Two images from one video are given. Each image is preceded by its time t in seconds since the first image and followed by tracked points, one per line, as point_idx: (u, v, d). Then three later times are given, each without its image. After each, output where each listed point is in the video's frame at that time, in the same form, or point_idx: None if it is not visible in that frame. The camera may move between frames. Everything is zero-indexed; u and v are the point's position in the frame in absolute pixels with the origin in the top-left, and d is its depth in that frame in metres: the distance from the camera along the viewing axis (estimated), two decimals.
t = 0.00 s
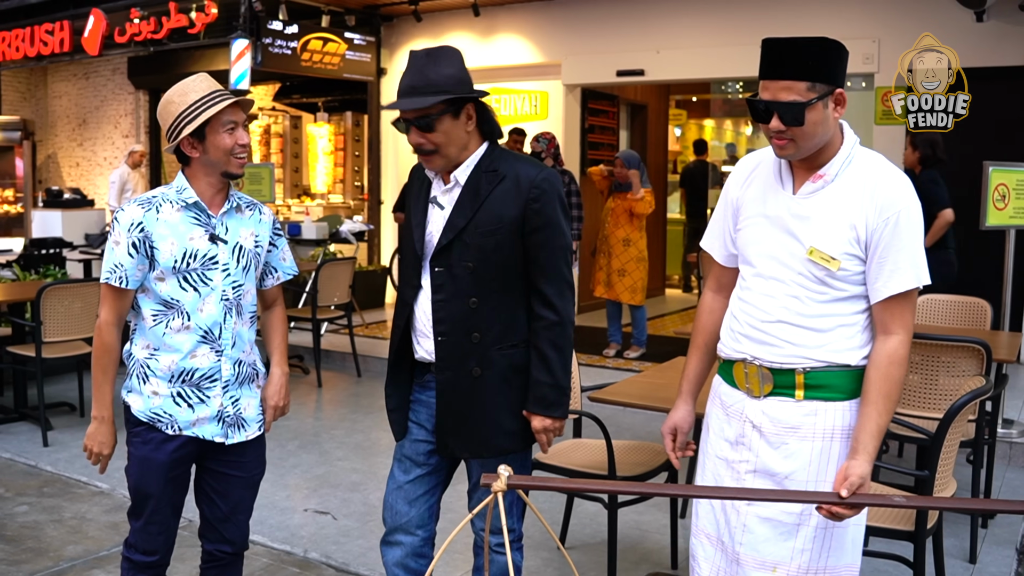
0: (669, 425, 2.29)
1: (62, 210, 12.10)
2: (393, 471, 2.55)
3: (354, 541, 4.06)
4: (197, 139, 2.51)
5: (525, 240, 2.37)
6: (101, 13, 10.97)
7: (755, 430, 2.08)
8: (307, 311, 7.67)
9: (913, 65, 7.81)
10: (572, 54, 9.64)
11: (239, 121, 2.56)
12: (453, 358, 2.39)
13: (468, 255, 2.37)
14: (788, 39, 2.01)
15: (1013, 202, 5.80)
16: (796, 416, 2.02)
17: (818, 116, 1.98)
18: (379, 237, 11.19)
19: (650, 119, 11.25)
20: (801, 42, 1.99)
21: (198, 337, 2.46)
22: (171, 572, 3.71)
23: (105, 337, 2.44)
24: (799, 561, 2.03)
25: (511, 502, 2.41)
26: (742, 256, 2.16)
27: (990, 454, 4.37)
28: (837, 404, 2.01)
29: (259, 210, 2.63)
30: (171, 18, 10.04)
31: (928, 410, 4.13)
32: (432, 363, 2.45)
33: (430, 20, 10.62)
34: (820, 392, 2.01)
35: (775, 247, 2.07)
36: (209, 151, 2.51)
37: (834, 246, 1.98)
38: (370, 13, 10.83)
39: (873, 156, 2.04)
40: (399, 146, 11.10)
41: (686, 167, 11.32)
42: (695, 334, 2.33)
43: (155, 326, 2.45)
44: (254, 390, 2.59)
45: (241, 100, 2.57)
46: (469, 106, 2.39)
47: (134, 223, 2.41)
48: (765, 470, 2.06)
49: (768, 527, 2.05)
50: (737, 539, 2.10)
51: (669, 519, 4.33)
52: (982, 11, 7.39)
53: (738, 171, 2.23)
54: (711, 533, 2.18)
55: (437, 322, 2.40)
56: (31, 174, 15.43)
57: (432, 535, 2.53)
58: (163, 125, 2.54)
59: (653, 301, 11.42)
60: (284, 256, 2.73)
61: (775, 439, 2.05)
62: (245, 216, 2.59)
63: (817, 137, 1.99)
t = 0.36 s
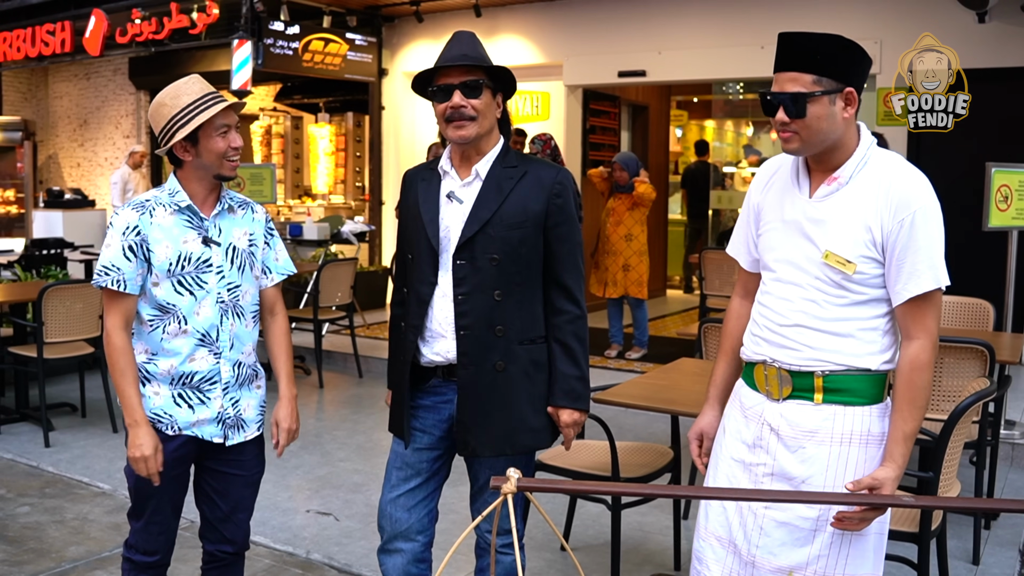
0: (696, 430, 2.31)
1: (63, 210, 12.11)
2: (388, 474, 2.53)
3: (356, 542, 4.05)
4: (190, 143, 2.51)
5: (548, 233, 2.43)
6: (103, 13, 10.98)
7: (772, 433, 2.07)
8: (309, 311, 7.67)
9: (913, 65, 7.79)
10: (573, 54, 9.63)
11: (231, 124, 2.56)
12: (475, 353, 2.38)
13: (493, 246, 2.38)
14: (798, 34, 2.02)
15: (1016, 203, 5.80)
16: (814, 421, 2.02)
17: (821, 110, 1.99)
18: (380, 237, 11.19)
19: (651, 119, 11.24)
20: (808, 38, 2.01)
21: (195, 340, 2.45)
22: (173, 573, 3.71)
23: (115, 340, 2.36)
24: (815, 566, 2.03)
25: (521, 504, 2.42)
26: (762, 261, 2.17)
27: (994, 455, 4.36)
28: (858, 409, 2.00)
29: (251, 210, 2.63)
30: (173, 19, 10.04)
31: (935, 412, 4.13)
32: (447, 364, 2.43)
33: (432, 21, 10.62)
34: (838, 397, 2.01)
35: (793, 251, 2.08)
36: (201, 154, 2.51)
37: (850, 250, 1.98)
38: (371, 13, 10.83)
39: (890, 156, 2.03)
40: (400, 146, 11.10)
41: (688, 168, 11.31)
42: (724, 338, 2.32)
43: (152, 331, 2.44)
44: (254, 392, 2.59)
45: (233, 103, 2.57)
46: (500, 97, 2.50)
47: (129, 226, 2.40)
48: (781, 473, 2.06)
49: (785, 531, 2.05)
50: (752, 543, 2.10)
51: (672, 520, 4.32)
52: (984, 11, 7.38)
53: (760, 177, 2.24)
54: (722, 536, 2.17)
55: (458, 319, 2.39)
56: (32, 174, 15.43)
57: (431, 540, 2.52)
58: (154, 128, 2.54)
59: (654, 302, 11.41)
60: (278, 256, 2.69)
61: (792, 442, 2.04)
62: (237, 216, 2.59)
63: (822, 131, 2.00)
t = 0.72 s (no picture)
0: (703, 423, 2.29)
1: (63, 210, 12.10)
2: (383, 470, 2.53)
3: (358, 542, 4.06)
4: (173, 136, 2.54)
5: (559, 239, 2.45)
6: (102, 12, 10.96)
7: (771, 432, 2.09)
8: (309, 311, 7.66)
9: (913, 65, 7.77)
10: (573, 54, 9.63)
11: (218, 126, 2.53)
12: (487, 357, 2.38)
13: (506, 252, 2.38)
14: (812, 28, 2.04)
15: (1017, 203, 5.80)
16: (809, 421, 2.02)
17: (813, 102, 2.02)
18: (379, 237, 11.19)
19: (650, 118, 11.25)
20: (818, 33, 2.03)
21: (193, 337, 2.45)
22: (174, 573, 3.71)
23: (104, 333, 2.38)
24: (810, 567, 2.02)
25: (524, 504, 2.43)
26: (771, 259, 2.18)
27: (995, 454, 4.36)
28: (852, 411, 1.99)
29: (252, 208, 2.63)
30: (172, 18, 10.03)
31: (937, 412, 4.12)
32: (459, 367, 2.42)
33: (431, 20, 10.62)
34: (833, 399, 2.00)
35: (797, 249, 2.08)
36: (180, 152, 2.51)
37: (850, 250, 1.97)
38: (371, 13, 10.82)
39: (900, 158, 2.01)
40: (399, 145, 11.09)
41: (688, 167, 11.31)
42: (738, 334, 2.34)
43: (150, 327, 2.44)
44: (254, 390, 2.58)
45: (230, 104, 2.55)
46: (513, 102, 2.52)
47: (123, 221, 2.40)
48: (777, 472, 2.07)
49: (781, 530, 2.04)
50: (754, 540, 2.10)
51: (673, 519, 4.33)
52: (984, 11, 7.38)
53: (778, 175, 2.26)
54: (738, 531, 2.18)
55: (471, 324, 2.38)
56: (31, 173, 15.42)
57: (418, 534, 2.52)
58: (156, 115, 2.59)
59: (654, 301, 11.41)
60: (278, 256, 2.71)
61: (788, 442, 2.05)
62: (237, 214, 2.59)
63: (816, 123, 2.02)
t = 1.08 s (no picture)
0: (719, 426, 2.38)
1: (58, 211, 12.08)
2: (391, 470, 2.53)
3: (356, 543, 4.05)
4: (183, 143, 2.52)
5: (562, 239, 2.45)
6: (98, 13, 10.96)
7: (769, 431, 2.09)
8: (306, 311, 7.66)
9: (913, 65, 7.79)
10: (569, 54, 9.64)
11: (228, 131, 2.55)
12: (488, 358, 2.39)
13: (510, 252, 2.39)
14: (810, 31, 2.05)
15: (1013, 203, 5.81)
16: (809, 420, 2.03)
17: (812, 105, 2.02)
18: (375, 238, 11.17)
19: (647, 119, 11.27)
20: (816, 35, 2.04)
21: (194, 339, 2.45)
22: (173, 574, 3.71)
23: (95, 336, 2.43)
24: (811, 562, 2.03)
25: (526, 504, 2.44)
26: (769, 260, 2.19)
27: (991, 454, 4.37)
28: (850, 410, 2.00)
29: (254, 210, 2.61)
30: (168, 18, 10.03)
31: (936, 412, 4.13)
32: (459, 366, 2.42)
33: (428, 21, 10.62)
34: (832, 398, 2.01)
35: (794, 251, 2.09)
36: (192, 157, 2.51)
37: (847, 253, 1.98)
38: (367, 14, 10.84)
39: (895, 160, 2.01)
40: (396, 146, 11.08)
41: (684, 168, 11.33)
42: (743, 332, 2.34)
43: (151, 328, 2.44)
44: (257, 391, 2.58)
45: (235, 109, 2.57)
46: (516, 102, 2.52)
47: (122, 222, 2.41)
48: (777, 471, 2.07)
49: (780, 527, 2.05)
50: (750, 536, 2.11)
51: (671, 519, 4.33)
52: (980, 12, 7.40)
53: (776, 176, 2.26)
54: (725, 529, 2.19)
55: (473, 324, 2.39)
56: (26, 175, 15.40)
57: (433, 538, 2.53)
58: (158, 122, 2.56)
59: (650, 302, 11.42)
60: (282, 257, 2.69)
61: (788, 441, 2.05)
62: (238, 216, 2.57)
63: (814, 127, 2.03)
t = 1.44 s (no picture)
0: (678, 423, 2.28)
1: (51, 210, 12.04)
2: (397, 473, 2.52)
3: (353, 543, 4.05)
4: (186, 145, 2.50)
5: (555, 241, 2.43)
6: (91, 12, 10.94)
7: (751, 425, 2.07)
8: (301, 310, 7.65)
9: (913, 65, 7.80)
10: (564, 53, 9.64)
11: (230, 130, 2.55)
12: (481, 359, 2.39)
13: (501, 255, 2.38)
14: (791, 27, 2.06)
15: (1008, 202, 5.83)
16: (791, 413, 2.01)
17: (791, 98, 2.02)
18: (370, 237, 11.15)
19: (641, 118, 11.29)
20: (796, 31, 2.04)
21: (197, 337, 2.44)
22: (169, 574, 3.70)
23: (102, 333, 2.40)
24: (793, 555, 2.03)
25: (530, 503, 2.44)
26: (744, 256, 2.16)
27: (987, 452, 4.38)
28: (832, 402, 2.00)
29: (255, 208, 2.61)
30: (162, 17, 10.00)
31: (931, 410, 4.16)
32: (455, 367, 2.43)
33: (422, 20, 10.62)
34: (814, 390, 2.00)
35: (773, 244, 2.07)
36: (197, 159, 2.50)
37: (830, 243, 1.97)
38: (361, 12, 10.83)
39: (870, 154, 2.03)
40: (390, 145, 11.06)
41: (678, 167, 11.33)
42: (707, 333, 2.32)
43: (154, 327, 2.43)
44: (258, 390, 2.58)
45: (236, 108, 2.56)
46: (512, 103, 2.51)
47: (125, 220, 2.40)
48: (761, 465, 2.06)
49: (766, 521, 2.04)
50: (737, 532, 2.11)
51: (667, 518, 4.33)
52: (974, 11, 7.43)
53: (745, 172, 2.24)
54: (718, 525, 2.19)
55: (464, 326, 2.39)
56: (19, 174, 15.35)
57: (438, 536, 2.52)
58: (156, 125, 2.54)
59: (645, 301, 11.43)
60: (281, 257, 2.66)
61: (771, 434, 2.04)
62: (240, 214, 2.57)
63: (793, 120, 2.03)
